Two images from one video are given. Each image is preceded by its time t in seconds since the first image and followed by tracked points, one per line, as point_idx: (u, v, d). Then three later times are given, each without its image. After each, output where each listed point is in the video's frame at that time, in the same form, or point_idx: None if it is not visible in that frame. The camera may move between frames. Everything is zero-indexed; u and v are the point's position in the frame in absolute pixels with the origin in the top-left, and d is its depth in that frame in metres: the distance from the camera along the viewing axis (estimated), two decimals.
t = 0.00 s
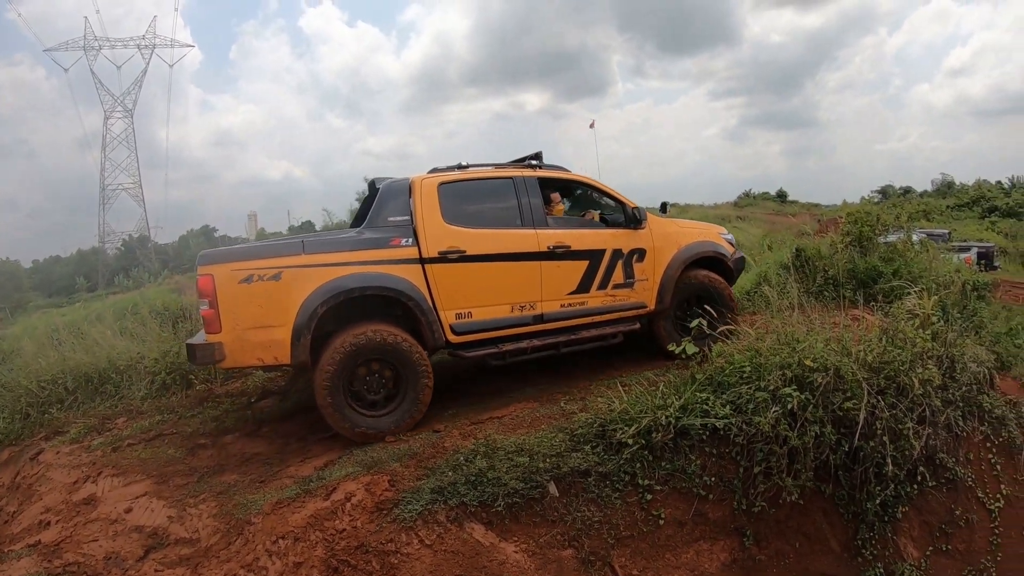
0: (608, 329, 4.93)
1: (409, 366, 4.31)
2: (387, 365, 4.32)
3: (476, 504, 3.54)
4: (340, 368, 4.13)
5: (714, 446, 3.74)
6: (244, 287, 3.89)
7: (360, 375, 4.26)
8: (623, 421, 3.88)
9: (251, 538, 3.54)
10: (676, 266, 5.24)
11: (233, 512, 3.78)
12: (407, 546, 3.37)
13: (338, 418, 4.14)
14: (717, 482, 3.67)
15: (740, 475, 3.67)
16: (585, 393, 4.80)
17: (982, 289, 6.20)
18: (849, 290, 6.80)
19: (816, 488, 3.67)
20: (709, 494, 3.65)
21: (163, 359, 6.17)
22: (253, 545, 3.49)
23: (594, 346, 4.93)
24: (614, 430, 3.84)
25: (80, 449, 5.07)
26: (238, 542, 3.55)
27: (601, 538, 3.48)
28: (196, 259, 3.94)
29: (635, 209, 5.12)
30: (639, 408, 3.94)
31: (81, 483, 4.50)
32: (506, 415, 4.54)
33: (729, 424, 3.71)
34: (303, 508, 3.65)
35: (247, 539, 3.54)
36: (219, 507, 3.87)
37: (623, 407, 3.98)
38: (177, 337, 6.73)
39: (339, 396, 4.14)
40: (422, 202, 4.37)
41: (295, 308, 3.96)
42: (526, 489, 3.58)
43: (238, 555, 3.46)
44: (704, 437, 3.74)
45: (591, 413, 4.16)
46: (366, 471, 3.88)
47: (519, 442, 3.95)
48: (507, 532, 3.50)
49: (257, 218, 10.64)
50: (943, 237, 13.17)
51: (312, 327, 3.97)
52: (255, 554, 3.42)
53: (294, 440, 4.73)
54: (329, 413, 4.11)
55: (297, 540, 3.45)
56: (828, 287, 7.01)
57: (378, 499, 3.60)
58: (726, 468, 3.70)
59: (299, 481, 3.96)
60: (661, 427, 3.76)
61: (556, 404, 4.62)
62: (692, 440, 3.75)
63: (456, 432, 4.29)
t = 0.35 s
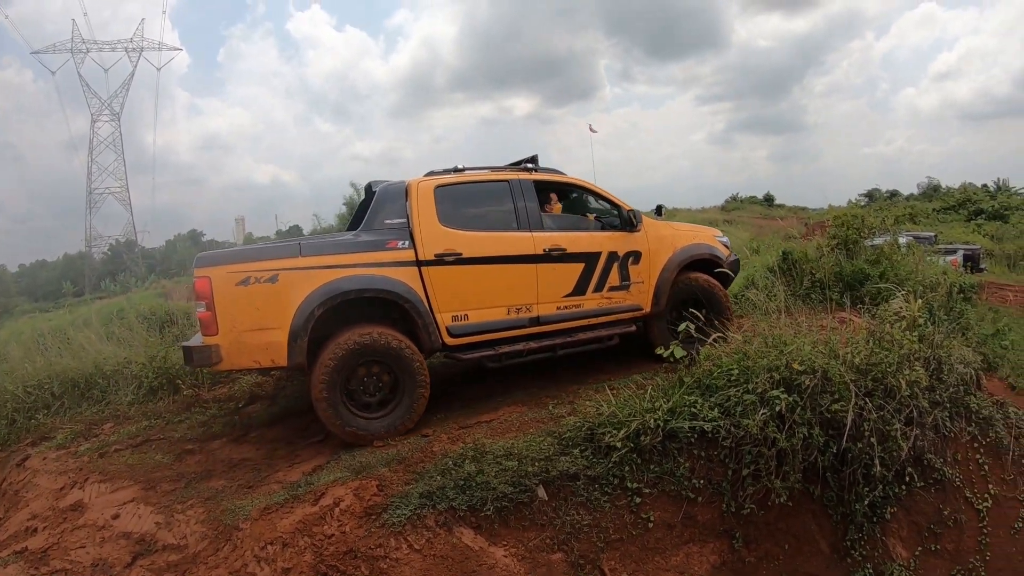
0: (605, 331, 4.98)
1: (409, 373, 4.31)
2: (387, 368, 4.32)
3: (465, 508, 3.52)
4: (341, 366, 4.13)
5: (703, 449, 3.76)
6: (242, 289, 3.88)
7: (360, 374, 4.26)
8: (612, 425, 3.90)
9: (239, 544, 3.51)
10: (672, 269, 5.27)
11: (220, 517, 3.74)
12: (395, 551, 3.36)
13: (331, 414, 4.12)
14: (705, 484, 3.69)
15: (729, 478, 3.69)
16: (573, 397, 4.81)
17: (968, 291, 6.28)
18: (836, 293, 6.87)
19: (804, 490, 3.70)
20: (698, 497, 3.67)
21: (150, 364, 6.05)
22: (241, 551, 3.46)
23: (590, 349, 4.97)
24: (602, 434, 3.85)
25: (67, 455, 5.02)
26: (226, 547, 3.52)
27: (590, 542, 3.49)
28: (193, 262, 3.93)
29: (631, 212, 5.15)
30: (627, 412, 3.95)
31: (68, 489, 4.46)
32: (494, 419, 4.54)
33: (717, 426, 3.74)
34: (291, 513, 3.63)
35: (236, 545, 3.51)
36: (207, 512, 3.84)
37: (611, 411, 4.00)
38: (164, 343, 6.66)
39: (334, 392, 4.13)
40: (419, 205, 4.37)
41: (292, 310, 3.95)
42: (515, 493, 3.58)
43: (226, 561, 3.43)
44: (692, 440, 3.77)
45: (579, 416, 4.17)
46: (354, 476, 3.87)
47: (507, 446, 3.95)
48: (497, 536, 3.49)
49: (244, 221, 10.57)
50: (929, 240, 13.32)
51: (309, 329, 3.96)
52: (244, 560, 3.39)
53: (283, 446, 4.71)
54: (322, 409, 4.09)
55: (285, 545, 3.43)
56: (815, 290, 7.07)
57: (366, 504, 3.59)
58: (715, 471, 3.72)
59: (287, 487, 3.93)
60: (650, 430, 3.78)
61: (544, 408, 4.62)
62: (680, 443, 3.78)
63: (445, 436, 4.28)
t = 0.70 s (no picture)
0: (599, 333, 4.99)
1: (405, 377, 4.31)
2: (383, 371, 4.32)
3: (454, 511, 3.53)
4: (337, 363, 4.13)
5: (692, 451, 3.78)
6: (236, 291, 3.86)
7: (356, 374, 4.26)
8: (601, 427, 3.91)
9: (228, 547, 3.48)
10: (666, 271, 5.29)
11: (209, 521, 3.72)
12: (385, 554, 3.36)
13: (324, 411, 4.10)
14: (695, 486, 3.71)
15: (718, 480, 3.71)
16: (563, 399, 4.82)
17: (956, 293, 6.34)
18: (826, 295, 6.92)
19: (793, 492, 3.73)
20: (687, 499, 3.69)
21: (138, 365, 6.04)
22: (229, 554, 3.44)
23: (584, 350, 4.97)
24: (592, 436, 3.87)
25: (55, 457, 4.97)
26: (214, 550, 3.50)
27: (580, 544, 3.50)
28: (187, 263, 3.91)
29: (625, 214, 5.17)
30: (616, 414, 3.97)
31: (56, 492, 4.42)
32: (483, 421, 4.54)
33: (706, 429, 3.76)
34: (279, 516, 3.61)
35: (224, 548, 3.48)
36: (195, 515, 3.81)
37: (601, 414, 4.02)
38: (152, 344, 6.66)
39: (329, 389, 4.12)
40: (413, 206, 4.37)
41: (287, 311, 3.94)
42: (504, 496, 3.59)
43: (214, 565, 3.40)
44: (682, 443, 3.78)
45: (569, 419, 4.18)
46: (343, 479, 3.86)
47: (496, 448, 3.96)
48: (486, 539, 3.49)
49: (234, 222, 10.52)
50: (917, 243, 13.44)
51: (303, 331, 3.95)
52: (232, 564, 3.37)
53: (272, 448, 4.69)
54: (314, 405, 4.07)
55: (274, 549, 3.41)
56: (805, 292, 7.12)
57: (355, 507, 3.58)
58: (704, 473, 3.75)
59: (276, 489, 3.92)
60: (639, 433, 3.80)
61: (534, 410, 4.63)
62: (670, 445, 3.79)
63: (434, 439, 4.28)
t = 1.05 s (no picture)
0: (591, 334, 5.01)
1: (398, 380, 4.32)
2: (376, 372, 4.33)
3: (442, 513, 3.53)
4: (329, 362, 4.13)
5: (681, 452, 3.81)
6: (227, 291, 3.85)
7: (349, 373, 4.26)
8: (589, 429, 3.93)
9: (216, 549, 3.47)
10: (658, 271, 5.32)
11: (197, 523, 3.70)
12: (373, 556, 3.35)
13: (314, 408, 4.09)
14: (683, 487, 3.74)
15: (707, 481, 3.74)
16: (552, 400, 4.84)
17: (944, 294, 6.40)
18: (814, 296, 6.97)
19: (782, 492, 3.76)
20: (676, 500, 3.71)
21: (126, 366, 5.99)
22: (217, 556, 3.42)
23: (576, 351, 4.99)
24: (581, 437, 3.89)
25: (42, 459, 4.93)
26: (203, 553, 3.48)
27: (570, 545, 3.51)
28: (178, 263, 3.89)
29: (617, 214, 5.19)
30: (604, 416, 4.00)
31: (43, 495, 4.38)
32: (472, 422, 4.55)
33: (695, 430, 3.79)
34: (267, 518, 3.60)
35: (212, 551, 3.47)
36: (183, 518, 3.79)
37: (590, 415, 4.04)
38: (140, 344, 6.60)
39: (320, 387, 4.11)
40: (405, 206, 4.37)
41: (279, 311, 3.92)
42: (493, 497, 3.60)
43: (202, 567, 3.39)
44: (671, 443, 3.81)
45: (557, 420, 4.20)
46: (332, 480, 3.85)
47: (484, 450, 3.97)
48: (475, 540, 3.49)
49: (223, 222, 10.45)
50: (905, 245, 13.56)
51: (295, 331, 3.94)
52: (220, 566, 3.35)
53: (261, 450, 4.67)
54: (305, 401, 4.06)
55: (262, 551, 3.40)
56: (794, 293, 7.17)
57: (344, 509, 3.58)
58: (693, 473, 3.77)
59: (264, 491, 3.90)
60: (628, 433, 3.82)
61: (523, 411, 4.65)
62: (658, 446, 3.82)
63: (423, 440, 4.28)
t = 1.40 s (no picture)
0: (586, 331, 5.02)
1: (394, 383, 4.32)
2: (373, 373, 4.32)
3: (433, 512, 3.53)
4: (325, 359, 4.13)
5: (672, 451, 3.82)
6: (222, 289, 3.83)
7: (347, 371, 4.25)
8: (580, 427, 3.94)
9: (206, 550, 3.45)
10: (652, 269, 5.33)
11: (186, 524, 3.68)
12: (364, 557, 3.35)
13: (308, 402, 4.08)
14: (674, 485, 3.75)
15: (698, 479, 3.76)
16: (543, 399, 4.84)
17: (934, 293, 6.44)
18: (804, 294, 7.01)
19: (774, 490, 3.79)
20: (667, 498, 3.73)
21: (116, 366, 5.94)
22: (208, 557, 3.41)
23: (570, 348, 5.00)
24: (572, 436, 3.89)
25: (30, 461, 4.88)
26: (193, 554, 3.47)
27: (561, 544, 3.52)
28: (173, 261, 3.87)
29: (612, 212, 5.20)
30: (595, 414, 4.00)
31: (31, 496, 4.33)
32: (463, 422, 4.55)
33: (685, 428, 3.80)
34: (257, 519, 3.59)
35: (203, 552, 3.45)
36: (173, 519, 3.77)
37: (580, 413, 4.04)
38: (130, 345, 6.55)
39: (317, 382, 4.10)
40: (400, 204, 4.37)
41: (274, 309, 3.91)
42: (484, 496, 3.60)
43: (192, 569, 3.37)
44: (661, 442, 3.82)
45: (548, 419, 4.20)
46: (322, 480, 3.84)
47: (475, 449, 3.97)
48: (466, 540, 3.49)
49: (213, 221, 10.38)
50: (894, 244, 13.67)
51: (290, 329, 3.93)
52: (210, 568, 3.34)
53: (251, 450, 4.64)
54: (299, 395, 4.06)
55: (253, 552, 3.39)
56: (784, 291, 7.20)
57: (334, 509, 3.57)
58: (685, 472, 3.79)
59: (255, 492, 3.89)
60: (618, 432, 3.83)
61: (514, 410, 4.65)
62: (650, 444, 3.83)
63: (413, 439, 4.27)
